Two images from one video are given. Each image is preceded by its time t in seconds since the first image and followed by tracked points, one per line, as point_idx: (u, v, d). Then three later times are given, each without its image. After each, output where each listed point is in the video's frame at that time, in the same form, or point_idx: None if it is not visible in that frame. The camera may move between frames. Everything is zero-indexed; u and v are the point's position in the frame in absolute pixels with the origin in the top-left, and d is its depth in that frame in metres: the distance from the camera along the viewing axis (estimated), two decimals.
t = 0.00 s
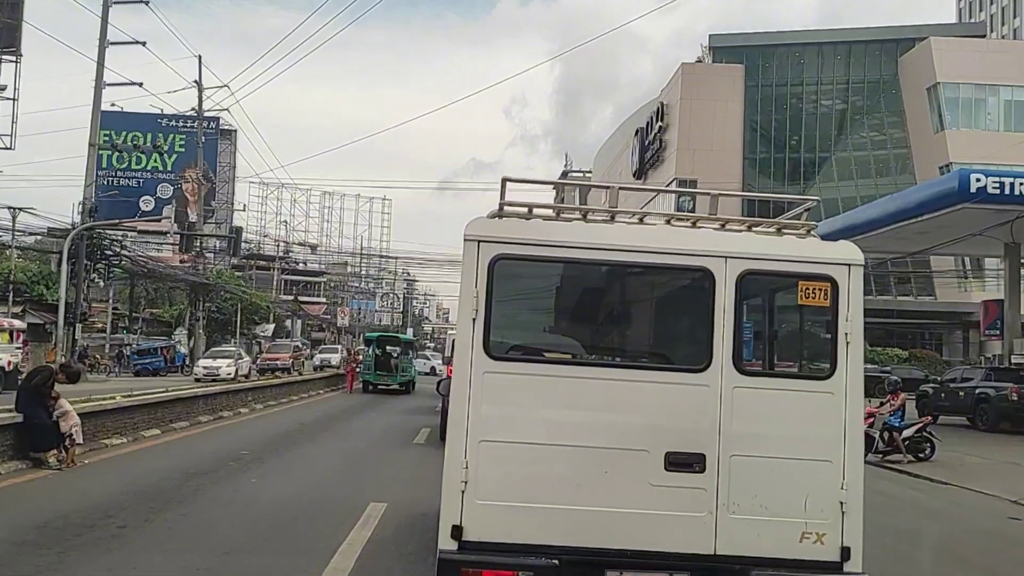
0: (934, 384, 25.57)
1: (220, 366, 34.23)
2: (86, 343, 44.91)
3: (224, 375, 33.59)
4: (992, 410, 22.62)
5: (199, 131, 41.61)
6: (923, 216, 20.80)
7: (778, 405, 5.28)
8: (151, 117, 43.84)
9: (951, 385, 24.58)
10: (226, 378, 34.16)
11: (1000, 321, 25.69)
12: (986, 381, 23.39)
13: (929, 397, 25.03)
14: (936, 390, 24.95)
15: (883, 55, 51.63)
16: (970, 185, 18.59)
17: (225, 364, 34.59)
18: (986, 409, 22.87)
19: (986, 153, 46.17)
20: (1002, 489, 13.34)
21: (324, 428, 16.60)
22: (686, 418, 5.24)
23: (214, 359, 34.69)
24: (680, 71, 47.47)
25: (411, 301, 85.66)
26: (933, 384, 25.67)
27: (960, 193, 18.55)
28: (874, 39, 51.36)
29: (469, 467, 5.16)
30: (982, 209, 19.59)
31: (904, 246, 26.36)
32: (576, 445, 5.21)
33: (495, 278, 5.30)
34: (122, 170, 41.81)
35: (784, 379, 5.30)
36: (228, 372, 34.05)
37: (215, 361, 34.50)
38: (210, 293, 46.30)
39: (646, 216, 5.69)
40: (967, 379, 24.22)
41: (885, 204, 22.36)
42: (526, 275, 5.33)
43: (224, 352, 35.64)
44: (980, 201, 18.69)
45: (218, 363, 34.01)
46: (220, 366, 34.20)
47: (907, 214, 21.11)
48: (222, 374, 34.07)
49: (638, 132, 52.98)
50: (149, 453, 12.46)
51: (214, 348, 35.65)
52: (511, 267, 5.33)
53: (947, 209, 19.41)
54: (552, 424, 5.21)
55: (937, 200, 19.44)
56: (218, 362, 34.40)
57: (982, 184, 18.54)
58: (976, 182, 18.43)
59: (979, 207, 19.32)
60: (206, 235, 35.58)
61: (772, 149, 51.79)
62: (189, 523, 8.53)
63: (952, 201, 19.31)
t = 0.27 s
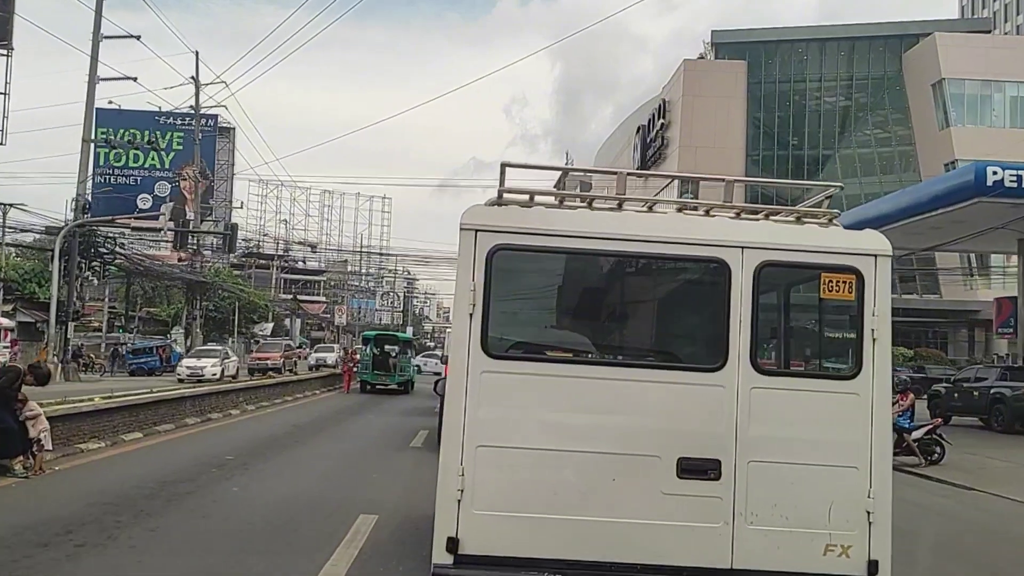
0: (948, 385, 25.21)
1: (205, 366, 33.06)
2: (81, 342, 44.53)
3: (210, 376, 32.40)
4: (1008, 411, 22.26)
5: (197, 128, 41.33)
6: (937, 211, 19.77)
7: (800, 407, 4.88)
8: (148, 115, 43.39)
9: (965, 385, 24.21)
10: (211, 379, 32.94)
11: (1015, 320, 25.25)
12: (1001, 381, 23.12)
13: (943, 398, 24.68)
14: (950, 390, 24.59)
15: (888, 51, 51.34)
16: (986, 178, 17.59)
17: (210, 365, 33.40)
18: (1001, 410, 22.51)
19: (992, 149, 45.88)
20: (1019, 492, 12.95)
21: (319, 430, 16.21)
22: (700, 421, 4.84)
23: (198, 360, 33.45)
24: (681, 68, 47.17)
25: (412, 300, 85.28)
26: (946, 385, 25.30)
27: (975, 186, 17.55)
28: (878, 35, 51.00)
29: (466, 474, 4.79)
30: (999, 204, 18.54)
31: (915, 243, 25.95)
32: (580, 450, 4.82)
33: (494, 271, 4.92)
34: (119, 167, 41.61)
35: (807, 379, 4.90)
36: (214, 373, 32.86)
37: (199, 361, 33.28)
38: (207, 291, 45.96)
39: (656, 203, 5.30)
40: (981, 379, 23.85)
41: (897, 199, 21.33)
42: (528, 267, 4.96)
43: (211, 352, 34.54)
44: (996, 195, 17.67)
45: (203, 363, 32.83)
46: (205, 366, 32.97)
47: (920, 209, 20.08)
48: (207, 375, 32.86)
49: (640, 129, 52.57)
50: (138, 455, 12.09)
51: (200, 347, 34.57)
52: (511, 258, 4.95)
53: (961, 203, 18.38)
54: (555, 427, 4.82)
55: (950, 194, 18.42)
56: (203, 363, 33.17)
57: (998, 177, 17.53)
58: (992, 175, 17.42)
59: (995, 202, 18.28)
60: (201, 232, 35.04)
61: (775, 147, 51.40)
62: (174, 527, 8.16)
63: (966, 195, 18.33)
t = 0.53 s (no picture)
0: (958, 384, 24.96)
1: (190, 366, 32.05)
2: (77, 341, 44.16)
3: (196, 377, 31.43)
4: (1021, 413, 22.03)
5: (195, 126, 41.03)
6: (947, 208, 18.86)
7: (822, 413, 4.57)
8: (148, 113, 42.79)
9: (976, 385, 23.92)
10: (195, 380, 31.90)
11: None
12: (1014, 382, 22.84)
13: (953, 399, 24.45)
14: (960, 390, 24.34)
15: (891, 48, 51.19)
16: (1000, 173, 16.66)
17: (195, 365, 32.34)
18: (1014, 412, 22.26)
19: (995, 147, 45.99)
20: None
21: (315, 432, 15.90)
22: (715, 428, 4.52)
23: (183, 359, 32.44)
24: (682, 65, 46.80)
25: (412, 300, 85.01)
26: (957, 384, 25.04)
27: (988, 182, 16.63)
28: (881, 32, 50.83)
29: (465, 484, 4.49)
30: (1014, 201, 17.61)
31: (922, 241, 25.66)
32: (588, 458, 4.50)
33: (496, 267, 4.62)
34: (119, 166, 41.37)
35: (830, 382, 4.59)
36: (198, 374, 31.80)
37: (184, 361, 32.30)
38: (205, 291, 45.73)
39: (668, 194, 4.98)
40: (992, 379, 23.59)
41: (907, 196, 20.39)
42: (531, 263, 4.65)
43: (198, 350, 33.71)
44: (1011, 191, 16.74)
45: (188, 364, 31.81)
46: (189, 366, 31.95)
47: (929, 206, 19.16)
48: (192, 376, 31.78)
49: (641, 127, 52.30)
50: (127, 459, 11.79)
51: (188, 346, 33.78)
52: (514, 253, 4.64)
53: (973, 200, 17.46)
54: (561, 433, 4.51)
55: (962, 190, 17.49)
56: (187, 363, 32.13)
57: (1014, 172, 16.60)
58: (1007, 170, 16.50)
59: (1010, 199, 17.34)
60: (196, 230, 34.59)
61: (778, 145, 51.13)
62: (163, 534, 7.85)
63: (979, 191, 17.43)
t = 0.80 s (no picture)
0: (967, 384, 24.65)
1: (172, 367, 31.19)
2: (73, 341, 43.88)
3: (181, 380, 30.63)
4: None
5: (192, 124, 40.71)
6: (958, 205, 18.30)
7: (844, 417, 4.29)
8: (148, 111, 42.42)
9: (984, 385, 23.62)
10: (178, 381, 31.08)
11: None
12: None
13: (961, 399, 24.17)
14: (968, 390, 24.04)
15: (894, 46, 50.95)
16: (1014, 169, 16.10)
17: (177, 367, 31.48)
18: None
19: (997, 145, 45.87)
20: None
21: (310, 434, 15.62)
22: (730, 434, 4.24)
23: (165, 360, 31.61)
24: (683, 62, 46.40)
25: (412, 299, 84.70)
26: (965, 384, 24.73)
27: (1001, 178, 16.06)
28: (884, 29, 50.58)
29: (463, 493, 4.21)
30: None
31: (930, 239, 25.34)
32: (593, 466, 4.23)
33: (496, 262, 4.34)
34: (117, 165, 41.11)
35: (853, 385, 4.31)
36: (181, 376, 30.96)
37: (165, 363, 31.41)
38: (203, 290, 45.51)
39: (678, 185, 4.70)
40: (1001, 379, 23.29)
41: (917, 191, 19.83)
42: (533, 257, 4.37)
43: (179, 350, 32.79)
44: None
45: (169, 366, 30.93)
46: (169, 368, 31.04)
47: (939, 202, 18.60)
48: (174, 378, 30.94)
49: (642, 126, 52.00)
50: (115, 464, 11.51)
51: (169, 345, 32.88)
52: (515, 247, 4.37)
53: (985, 196, 16.91)
54: (565, 440, 4.23)
55: (974, 186, 16.93)
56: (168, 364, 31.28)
57: None
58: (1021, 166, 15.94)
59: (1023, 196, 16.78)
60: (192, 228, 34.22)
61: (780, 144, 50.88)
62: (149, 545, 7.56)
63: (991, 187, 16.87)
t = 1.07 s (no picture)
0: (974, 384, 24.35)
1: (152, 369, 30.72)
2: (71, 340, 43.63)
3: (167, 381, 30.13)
4: None
5: (190, 122, 40.44)
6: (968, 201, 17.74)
7: (867, 422, 4.01)
8: (145, 110, 42.36)
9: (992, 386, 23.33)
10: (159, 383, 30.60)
11: None
12: None
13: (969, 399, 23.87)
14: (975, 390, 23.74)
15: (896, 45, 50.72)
16: None
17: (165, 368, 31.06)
18: None
19: (1000, 145, 45.67)
20: None
21: (306, 436, 15.35)
22: (749, 440, 3.96)
23: (151, 361, 31.11)
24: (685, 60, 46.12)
25: (412, 299, 84.44)
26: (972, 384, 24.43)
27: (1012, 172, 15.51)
28: (887, 27, 50.31)
29: (462, 503, 3.95)
30: None
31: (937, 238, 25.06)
32: (603, 474, 3.95)
33: (497, 257, 4.08)
34: (115, 163, 40.80)
35: (878, 387, 4.04)
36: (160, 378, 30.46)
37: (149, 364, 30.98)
38: (201, 289, 45.28)
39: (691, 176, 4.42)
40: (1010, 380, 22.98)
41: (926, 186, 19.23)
42: (534, 253, 4.11)
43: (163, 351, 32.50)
44: None
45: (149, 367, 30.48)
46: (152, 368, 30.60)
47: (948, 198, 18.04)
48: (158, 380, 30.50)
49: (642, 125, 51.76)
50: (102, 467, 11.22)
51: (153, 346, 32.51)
52: (519, 239, 4.10)
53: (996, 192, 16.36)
54: (568, 446, 3.95)
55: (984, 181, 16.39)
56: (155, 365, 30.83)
57: None
58: None
59: None
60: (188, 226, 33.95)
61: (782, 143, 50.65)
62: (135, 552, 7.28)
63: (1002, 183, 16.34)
